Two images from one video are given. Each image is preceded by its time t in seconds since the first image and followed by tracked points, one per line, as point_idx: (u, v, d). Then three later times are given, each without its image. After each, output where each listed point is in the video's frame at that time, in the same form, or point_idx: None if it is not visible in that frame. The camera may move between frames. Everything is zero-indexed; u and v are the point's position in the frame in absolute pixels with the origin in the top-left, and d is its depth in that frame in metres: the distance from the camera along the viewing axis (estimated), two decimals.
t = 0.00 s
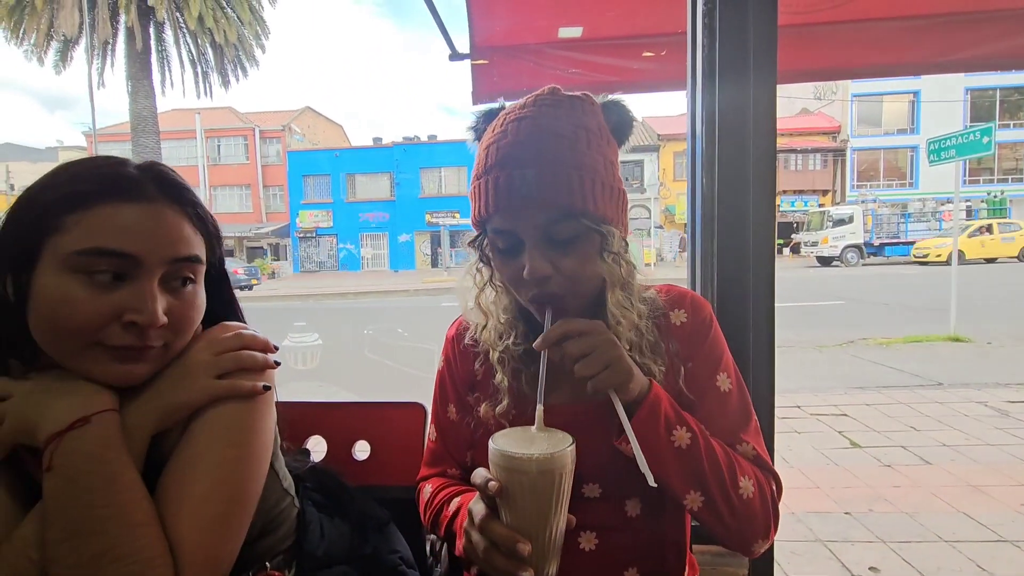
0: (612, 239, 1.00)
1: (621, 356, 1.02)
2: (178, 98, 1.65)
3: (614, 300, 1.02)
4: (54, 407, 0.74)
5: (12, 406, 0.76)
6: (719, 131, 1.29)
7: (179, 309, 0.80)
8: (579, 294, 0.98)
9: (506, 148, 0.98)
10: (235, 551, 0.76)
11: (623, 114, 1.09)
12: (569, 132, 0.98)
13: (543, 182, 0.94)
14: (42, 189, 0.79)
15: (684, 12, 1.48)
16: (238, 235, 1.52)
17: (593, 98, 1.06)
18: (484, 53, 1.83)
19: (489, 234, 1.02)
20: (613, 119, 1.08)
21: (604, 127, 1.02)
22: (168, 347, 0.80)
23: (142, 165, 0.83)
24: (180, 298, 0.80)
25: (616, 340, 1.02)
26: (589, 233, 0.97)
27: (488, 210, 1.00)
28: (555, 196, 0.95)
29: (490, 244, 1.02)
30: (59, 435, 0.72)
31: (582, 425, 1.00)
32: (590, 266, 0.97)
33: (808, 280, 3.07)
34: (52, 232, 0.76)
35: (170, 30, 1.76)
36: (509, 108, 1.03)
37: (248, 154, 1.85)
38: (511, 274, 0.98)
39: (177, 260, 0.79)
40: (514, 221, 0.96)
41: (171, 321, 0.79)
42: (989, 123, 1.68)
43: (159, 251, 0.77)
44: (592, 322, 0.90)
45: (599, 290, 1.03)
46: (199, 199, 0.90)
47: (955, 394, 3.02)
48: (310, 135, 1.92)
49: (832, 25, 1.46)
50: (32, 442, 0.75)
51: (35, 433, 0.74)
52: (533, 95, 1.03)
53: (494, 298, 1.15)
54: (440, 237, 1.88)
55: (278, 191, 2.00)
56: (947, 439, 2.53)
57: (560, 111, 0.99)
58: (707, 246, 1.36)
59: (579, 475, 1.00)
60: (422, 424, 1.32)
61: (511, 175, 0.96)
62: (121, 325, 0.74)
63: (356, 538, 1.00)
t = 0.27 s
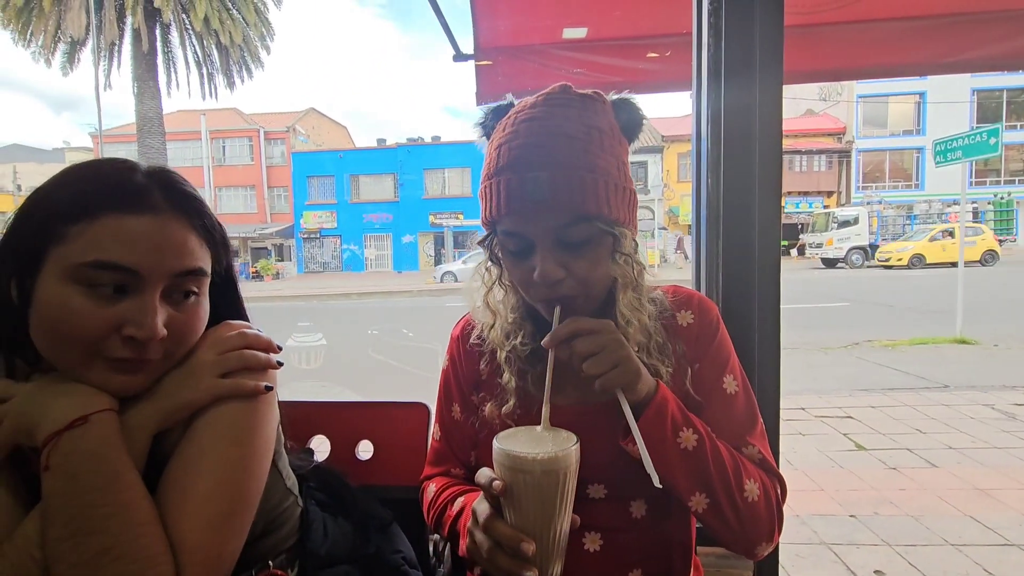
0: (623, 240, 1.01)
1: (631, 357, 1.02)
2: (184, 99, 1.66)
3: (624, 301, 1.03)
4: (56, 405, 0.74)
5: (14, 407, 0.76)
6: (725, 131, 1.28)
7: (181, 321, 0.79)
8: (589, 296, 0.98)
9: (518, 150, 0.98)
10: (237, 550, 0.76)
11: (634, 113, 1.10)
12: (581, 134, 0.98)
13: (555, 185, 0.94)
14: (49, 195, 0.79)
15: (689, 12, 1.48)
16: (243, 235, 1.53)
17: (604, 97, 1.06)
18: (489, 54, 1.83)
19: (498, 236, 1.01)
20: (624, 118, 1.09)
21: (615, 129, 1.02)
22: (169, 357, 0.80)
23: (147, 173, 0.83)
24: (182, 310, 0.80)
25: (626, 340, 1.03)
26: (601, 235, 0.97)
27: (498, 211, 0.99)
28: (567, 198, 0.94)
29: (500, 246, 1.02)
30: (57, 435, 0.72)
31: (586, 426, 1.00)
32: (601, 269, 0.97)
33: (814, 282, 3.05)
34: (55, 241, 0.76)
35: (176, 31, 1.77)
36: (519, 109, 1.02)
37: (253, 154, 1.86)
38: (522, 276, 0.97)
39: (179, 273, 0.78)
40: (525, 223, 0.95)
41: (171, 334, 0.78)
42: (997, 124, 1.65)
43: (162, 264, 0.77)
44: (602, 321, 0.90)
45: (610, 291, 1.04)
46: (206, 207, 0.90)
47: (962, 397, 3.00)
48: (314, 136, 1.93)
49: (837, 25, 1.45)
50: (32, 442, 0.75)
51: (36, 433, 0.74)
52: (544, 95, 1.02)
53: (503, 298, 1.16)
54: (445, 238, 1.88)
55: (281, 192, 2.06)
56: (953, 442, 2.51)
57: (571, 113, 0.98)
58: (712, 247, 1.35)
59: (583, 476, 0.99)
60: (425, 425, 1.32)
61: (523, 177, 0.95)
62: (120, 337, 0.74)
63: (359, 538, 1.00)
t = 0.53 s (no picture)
0: (629, 240, 1.01)
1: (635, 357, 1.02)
2: (188, 99, 1.67)
3: (629, 301, 1.03)
4: (55, 404, 0.75)
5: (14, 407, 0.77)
6: (728, 131, 1.28)
7: (180, 321, 0.80)
8: (594, 295, 0.97)
9: (524, 149, 0.98)
10: (236, 550, 0.77)
11: (639, 113, 1.10)
12: (587, 133, 0.98)
13: (561, 183, 0.94)
14: (48, 195, 0.79)
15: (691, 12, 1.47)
16: (246, 236, 1.54)
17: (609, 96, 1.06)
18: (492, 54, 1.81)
19: (503, 234, 1.01)
20: (628, 118, 1.10)
21: (620, 128, 1.02)
22: (168, 358, 0.81)
23: (148, 174, 0.83)
24: (181, 310, 0.80)
25: (630, 340, 1.02)
26: (606, 235, 0.97)
27: (503, 210, 0.99)
28: (574, 197, 0.94)
29: (504, 245, 1.01)
30: (55, 435, 0.72)
31: (587, 427, 1.00)
32: (606, 269, 0.97)
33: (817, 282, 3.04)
34: (54, 241, 0.76)
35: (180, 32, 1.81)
36: (525, 107, 1.02)
37: (255, 154, 1.95)
38: (526, 275, 0.97)
39: (179, 273, 0.79)
40: (531, 222, 0.95)
41: (170, 334, 0.79)
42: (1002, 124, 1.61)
43: (160, 264, 0.77)
44: (606, 321, 0.90)
45: (615, 291, 1.04)
46: (205, 207, 0.90)
47: (966, 398, 2.98)
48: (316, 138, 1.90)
49: (840, 25, 1.44)
50: (31, 443, 0.75)
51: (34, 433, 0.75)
52: (550, 94, 1.02)
53: (506, 298, 1.15)
54: (447, 238, 1.88)
55: (284, 193, 2.06)
56: (957, 444, 2.50)
57: (578, 112, 0.98)
58: (715, 248, 1.35)
59: (584, 477, 0.99)
60: (426, 425, 1.32)
61: (529, 176, 0.95)
62: (118, 338, 0.74)
63: (359, 538, 1.00)
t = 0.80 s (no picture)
0: (631, 240, 1.01)
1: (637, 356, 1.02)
2: (191, 100, 1.66)
3: (631, 301, 1.03)
4: (53, 404, 0.75)
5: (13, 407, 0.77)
6: (729, 131, 1.28)
7: (177, 321, 0.80)
8: (597, 294, 0.97)
9: (528, 148, 0.97)
10: (236, 549, 0.77)
11: (641, 113, 1.10)
12: (591, 133, 0.97)
13: (564, 182, 0.94)
14: (46, 195, 0.80)
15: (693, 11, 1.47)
16: (249, 235, 1.55)
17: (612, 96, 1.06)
18: (494, 53, 1.80)
19: (506, 233, 1.00)
20: (631, 118, 1.09)
21: (624, 128, 1.02)
22: (165, 358, 0.81)
23: (147, 174, 0.84)
24: (178, 310, 0.80)
25: (632, 340, 1.02)
26: (608, 235, 0.96)
27: (506, 209, 0.99)
28: (577, 196, 0.94)
29: (507, 244, 1.01)
30: (52, 435, 0.72)
31: (588, 428, 1.00)
32: (609, 268, 0.97)
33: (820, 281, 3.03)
34: (51, 242, 0.77)
35: (184, 33, 1.78)
36: (529, 106, 1.02)
37: (259, 155, 1.87)
38: (529, 274, 0.97)
39: (175, 273, 0.79)
40: (534, 221, 0.95)
41: (167, 334, 0.79)
42: (1006, 122, 1.60)
43: (156, 264, 0.77)
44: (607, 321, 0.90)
45: (616, 290, 1.04)
46: (202, 207, 0.90)
47: (969, 399, 2.97)
48: (320, 136, 1.97)
49: (843, 24, 1.44)
50: (29, 443, 0.75)
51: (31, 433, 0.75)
52: (552, 95, 1.02)
53: (508, 296, 1.15)
54: (449, 238, 1.88)
55: (287, 193, 2.07)
56: (960, 445, 2.49)
57: (581, 112, 0.98)
58: (716, 247, 1.34)
59: (584, 477, 0.99)
60: (426, 425, 1.32)
61: (532, 175, 0.95)
62: (114, 338, 0.75)
63: (359, 537, 1.00)
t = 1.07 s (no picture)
0: (631, 239, 1.01)
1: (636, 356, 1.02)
2: (193, 99, 1.59)
3: (631, 300, 1.03)
4: (53, 404, 0.75)
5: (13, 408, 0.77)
6: (730, 130, 1.27)
7: (176, 321, 0.80)
8: (597, 293, 0.97)
9: (529, 147, 0.97)
10: (235, 548, 0.77)
11: (642, 113, 1.10)
12: (592, 132, 0.97)
13: (565, 182, 0.93)
14: (45, 195, 0.80)
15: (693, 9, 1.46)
16: (251, 235, 1.56)
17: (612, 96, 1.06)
18: (495, 53, 1.80)
19: (507, 232, 1.00)
20: (631, 118, 1.09)
21: (624, 128, 1.02)
22: (164, 358, 0.81)
23: (146, 174, 0.84)
24: (177, 310, 0.80)
25: (632, 339, 1.02)
26: (609, 234, 0.96)
27: (507, 207, 0.99)
28: (578, 195, 0.94)
29: (508, 242, 1.01)
30: (52, 436, 0.72)
31: (588, 428, 1.00)
32: (609, 268, 0.97)
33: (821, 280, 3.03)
34: (50, 243, 0.77)
35: (186, 32, 2.00)
36: (531, 105, 1.02)
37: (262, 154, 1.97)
38: (530, 273, 0.97)
39: (174, 273, 0.79)
40: (534, 220, 0.94)
41: (166, 334, 0.79)
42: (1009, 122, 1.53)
43: (155, 265, 0.77)
44: (606, 321, 0.90)
45: (616, 289, 1.04)
46: (202, 207, 0.90)
47: (972, 398, 2.96)
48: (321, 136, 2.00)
49: (847, 22, 1.42)
50: (29, 443, 0.75)
51: (31, 432, 0.75)
52: (553, 94, 1.02)
53: (508, 295, 1.16)
54: (450, 238, 1.88)
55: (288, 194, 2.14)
56: (963, 445, 2.48)
57: (583, 111, 0.98)
58: (716, 247, 1.34)
59: (584, 477, 0.99)
60: (427, 425, 1.32)
61: (533, 174, 0.95)
62: (113, 338, 0.75)
63: (359, 537, 1.01)
